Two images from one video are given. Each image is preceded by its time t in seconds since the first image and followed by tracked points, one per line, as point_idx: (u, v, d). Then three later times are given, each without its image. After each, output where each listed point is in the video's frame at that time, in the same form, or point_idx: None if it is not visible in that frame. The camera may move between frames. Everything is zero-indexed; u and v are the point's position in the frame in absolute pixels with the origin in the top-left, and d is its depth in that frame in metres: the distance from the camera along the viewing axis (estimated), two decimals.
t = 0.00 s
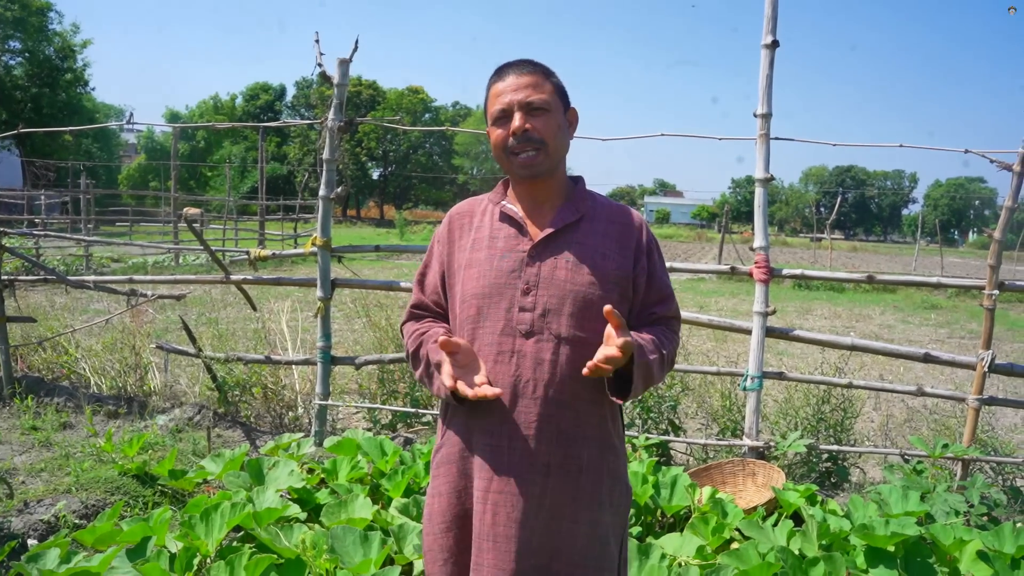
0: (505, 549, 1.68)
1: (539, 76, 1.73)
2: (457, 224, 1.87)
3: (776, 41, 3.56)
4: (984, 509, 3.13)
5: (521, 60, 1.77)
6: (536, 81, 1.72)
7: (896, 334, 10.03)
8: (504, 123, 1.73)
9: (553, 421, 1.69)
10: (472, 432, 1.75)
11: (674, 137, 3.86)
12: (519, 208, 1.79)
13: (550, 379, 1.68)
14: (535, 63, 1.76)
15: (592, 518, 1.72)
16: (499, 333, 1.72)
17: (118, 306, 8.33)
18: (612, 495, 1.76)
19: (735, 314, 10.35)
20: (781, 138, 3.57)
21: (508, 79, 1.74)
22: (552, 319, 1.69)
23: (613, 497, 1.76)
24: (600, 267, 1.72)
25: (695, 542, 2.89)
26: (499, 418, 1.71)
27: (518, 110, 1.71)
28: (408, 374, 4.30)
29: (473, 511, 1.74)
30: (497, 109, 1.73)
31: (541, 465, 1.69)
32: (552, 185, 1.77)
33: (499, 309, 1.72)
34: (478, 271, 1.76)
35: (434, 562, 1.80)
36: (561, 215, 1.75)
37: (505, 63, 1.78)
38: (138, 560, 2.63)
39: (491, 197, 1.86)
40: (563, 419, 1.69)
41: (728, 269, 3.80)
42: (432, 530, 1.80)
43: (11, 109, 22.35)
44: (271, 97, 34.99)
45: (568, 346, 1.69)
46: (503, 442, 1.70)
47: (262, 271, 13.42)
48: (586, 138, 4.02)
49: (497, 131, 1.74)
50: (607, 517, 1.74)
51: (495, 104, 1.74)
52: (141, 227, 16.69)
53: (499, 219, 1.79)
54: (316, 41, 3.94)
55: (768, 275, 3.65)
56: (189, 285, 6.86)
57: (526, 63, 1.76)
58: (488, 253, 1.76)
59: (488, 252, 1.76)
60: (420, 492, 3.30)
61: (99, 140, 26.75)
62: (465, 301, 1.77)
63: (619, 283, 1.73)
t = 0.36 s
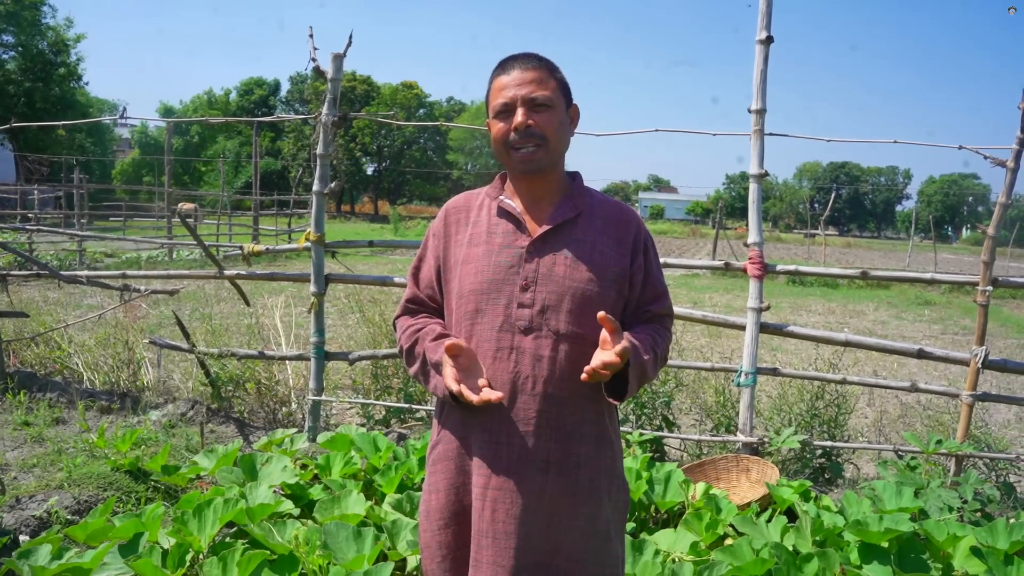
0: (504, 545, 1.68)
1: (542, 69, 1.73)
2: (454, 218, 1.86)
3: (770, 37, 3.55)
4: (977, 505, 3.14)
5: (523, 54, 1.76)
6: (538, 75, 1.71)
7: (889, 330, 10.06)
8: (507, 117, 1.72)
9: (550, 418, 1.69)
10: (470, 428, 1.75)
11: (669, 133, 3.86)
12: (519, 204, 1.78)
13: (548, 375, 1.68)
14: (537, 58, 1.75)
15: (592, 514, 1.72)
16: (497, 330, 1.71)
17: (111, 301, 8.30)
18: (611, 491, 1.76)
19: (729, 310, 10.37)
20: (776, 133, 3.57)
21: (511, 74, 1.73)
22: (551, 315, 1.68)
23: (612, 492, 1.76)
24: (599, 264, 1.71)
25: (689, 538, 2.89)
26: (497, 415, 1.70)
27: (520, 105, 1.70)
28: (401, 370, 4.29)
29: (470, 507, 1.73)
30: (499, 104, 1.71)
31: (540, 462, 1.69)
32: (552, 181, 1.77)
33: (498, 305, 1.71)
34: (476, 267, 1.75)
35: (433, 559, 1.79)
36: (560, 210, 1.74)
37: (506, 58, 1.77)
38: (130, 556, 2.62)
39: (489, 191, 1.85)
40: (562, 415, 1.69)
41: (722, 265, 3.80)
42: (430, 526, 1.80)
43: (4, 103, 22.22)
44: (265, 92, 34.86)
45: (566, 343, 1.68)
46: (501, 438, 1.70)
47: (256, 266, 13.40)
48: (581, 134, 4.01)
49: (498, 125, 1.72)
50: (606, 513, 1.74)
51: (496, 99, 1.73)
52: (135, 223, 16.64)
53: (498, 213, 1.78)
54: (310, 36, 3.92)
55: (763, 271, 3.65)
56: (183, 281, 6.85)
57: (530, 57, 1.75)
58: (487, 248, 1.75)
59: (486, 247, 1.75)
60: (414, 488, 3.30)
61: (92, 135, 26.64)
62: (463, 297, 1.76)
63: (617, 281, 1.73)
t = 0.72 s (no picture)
0: (469, 547, 1.64)
1: (506, 82, 1.70)
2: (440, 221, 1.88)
3: (759, 41, 3.57)
4: (967, 507, 3.16)
5: (490, 66, 1.74)
6: (501, 89, 1.69)
7: (878, 332, 10.11)
8: (475, 132, 1.72)
9: (522, 421, 1.66)
10: (444, 427, 1.73)
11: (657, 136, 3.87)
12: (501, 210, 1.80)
13: (520, 377, 1.66)
14: (502, 69, 1.72)
15: (562, 519, 1.68)
16: (474, 330, 1.71)
17: (99, 307, 8.25)
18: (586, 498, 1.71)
19: (719, 313, 10.40)
20: (765, 137, 3.58)
21: (476, 89, 1.71)
22: (525, 318, 1.67)
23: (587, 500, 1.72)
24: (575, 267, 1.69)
25: (679, 542, 2.89)
26: (468, 415, 1.68)
27: (484, 121, 1.69)
28: (390, 374, 4.27)
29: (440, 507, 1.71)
30: (466, 121, 1.71)
31: (509, 464, 1.66)
32: (534, 188, 1.77)
33: (476, 307, 1.71)
34: (457, 271, 1.76)
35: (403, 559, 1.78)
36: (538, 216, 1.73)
37: (474, 70, 1.75)
38: (118, 563, 2.60)
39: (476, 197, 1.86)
40: (534, 418, 1.66)
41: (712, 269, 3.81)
42: (404, 525, 1.78)
43: None
44: (255, 96, 34.78)
45: (541, 345, 1.66)
46: (472, 438, 1.68)
47: (246, 270, 13.36)
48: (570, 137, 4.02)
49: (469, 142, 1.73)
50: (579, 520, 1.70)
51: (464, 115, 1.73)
52: (124, 227, 16.56)
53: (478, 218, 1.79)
54: (299, 39, 3.92)
55: (752, 274, 3.66)
56: (171, 286, 6.82)
57: (495, 69, 1.73)
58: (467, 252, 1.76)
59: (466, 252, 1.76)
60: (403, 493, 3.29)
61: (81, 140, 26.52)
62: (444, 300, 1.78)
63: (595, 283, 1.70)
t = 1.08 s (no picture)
0: (475, 545, 1.65)
1: (506, 80, 1.70)
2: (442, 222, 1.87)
3: (759, 39, 3.57)
4: (966, 506, 3.16)
5: (487, 65, 1.74)
6: (503, 88, 1.69)
7: (878, 331, 10.11)
8: (475, 132, 1.72)
9: (524, 420, 1.66)
10: (444, 427, 1.73)
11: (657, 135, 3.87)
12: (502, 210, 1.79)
13: (520, 377, 1.66)
14: (501, 68, 1.72)
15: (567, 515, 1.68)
16: (473, 330, 1.70)
17: (98, 306, 8.25)
18: (590, 494, 1.72)
19: (718, 312, 10.40)
20: (764, 136, 3.58)
21: (475, 89, 1.71)
22: (524, 317, 1.67)
23: (591, 495, 1.72)
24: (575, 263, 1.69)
25: (679, 541, 2.90)
26: (469, 415, 1.68)
27: (486, 121, 1.69)
28: (390, 374, 4.27)
29: (443, 508, 1.71)
30: (467, 120, 1.71)
31: (512, 463, 1.66)
32: (532, 187, 1.77)
33: (475, 308, 1.71)
34: (455, 270, 1.76)
35: (407, 558, 1.78)
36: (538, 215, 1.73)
37: (471, 70, 1.75)
38: (118, 563, 2.61)
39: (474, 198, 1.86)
40: (535, 417, 1.66)
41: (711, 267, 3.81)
42: (407, 525, 1.78)
43: None
44: (254, 95, 34.77)
45: (540, 344, 1.66)
46: (472, 437, 1.68)
47: (245, 270, 13.36)
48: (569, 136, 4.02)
49: (470, 142, 1.72)
50: (584, 516, 1.69)
51: (464, 115, 1.72)
52: (123, 226, 16.54)
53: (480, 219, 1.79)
54: (298, 39, 3.92)
55: (752, 273, 3.66)
56: (171, 285, 6.81)
57: (494, 68, 1.73)
58: (466, 251, 1.76)
59: (466, 250, 1.76)
60: (403, 492, 3.29)
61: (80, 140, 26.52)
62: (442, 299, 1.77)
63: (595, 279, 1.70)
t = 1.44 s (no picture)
0: (479, 545, 1.66)
1: (498, 80, 1.71)
2: (443, 224, 1.87)
3: (759, 40, 3.57)
4: (966, 506, 3.17)
5: (479, 68, 1.75)
6: (495, 89, 1.70)
7: (878, 332, 10.12)
8: (469, 134, 1.72)
9: (526, 420, 1.67)
10: (447, 428, 1.73)
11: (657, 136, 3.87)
12: (499, 210, 1.79)
13: (523, 377, 1.66)
14: (492, 69, 1.73)
15: (571, 515, 1.68)
16: (475, 331, 1.71)
17: (98, 306, 8.26)
18: (593, 493, 1.72)
19: (718, 313, 10.41)
20: (764, 136, 3.59)
21: (467, 92, 1.72)
22: (526, 317, 1.67)
23: (595, 494, 1.73)
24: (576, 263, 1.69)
25: (679, 541, 2.90)
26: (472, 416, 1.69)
27: (477, 123, 1.70)
28: (390, 374, 4.28)
29: (446, 508, 1.72)
30: (460, 122, 1.72)
31: (515, 463, 1.67)
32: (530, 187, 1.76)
33: (476, 308, 1.71)
34: (456, 272, 1.76)
35: (410, 559, 1.78)
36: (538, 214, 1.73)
37: (463, 75, 1.76)
38: (119, 563, 2.61)
39: (474, 199, 1.86)
40: (538, 417, 1.67)
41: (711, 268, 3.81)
42: (410, 526, 1.78)
43: None
44: (254, 96, 34.77)
45: (542, 343, 1.67)
46: (476, 437, 1.68)
47: (245, 270, 13.36)
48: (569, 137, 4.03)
49: (464, 145, 1.73)
50: (587, 515, 1.70)
51: (458, 118, 1.73)
52: (123, 226, 16.54)
53: (480, 220, 1.79)
54: (298, 40, 3.92)
55: (752, 274, 3.66)
56: (171, 285, 6.81)
57: (484, 69, 1.74)
58: (468, 253, 1.76)
59: (468, 252, 1.76)
60: (403, 492, 3.29)
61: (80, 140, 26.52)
62: (443, 300, 1.77)
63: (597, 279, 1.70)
